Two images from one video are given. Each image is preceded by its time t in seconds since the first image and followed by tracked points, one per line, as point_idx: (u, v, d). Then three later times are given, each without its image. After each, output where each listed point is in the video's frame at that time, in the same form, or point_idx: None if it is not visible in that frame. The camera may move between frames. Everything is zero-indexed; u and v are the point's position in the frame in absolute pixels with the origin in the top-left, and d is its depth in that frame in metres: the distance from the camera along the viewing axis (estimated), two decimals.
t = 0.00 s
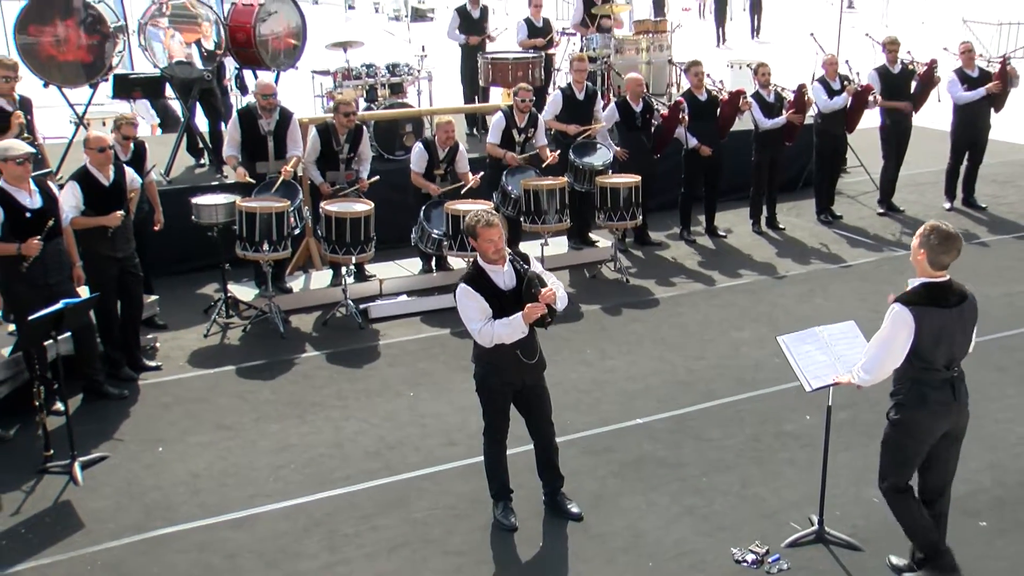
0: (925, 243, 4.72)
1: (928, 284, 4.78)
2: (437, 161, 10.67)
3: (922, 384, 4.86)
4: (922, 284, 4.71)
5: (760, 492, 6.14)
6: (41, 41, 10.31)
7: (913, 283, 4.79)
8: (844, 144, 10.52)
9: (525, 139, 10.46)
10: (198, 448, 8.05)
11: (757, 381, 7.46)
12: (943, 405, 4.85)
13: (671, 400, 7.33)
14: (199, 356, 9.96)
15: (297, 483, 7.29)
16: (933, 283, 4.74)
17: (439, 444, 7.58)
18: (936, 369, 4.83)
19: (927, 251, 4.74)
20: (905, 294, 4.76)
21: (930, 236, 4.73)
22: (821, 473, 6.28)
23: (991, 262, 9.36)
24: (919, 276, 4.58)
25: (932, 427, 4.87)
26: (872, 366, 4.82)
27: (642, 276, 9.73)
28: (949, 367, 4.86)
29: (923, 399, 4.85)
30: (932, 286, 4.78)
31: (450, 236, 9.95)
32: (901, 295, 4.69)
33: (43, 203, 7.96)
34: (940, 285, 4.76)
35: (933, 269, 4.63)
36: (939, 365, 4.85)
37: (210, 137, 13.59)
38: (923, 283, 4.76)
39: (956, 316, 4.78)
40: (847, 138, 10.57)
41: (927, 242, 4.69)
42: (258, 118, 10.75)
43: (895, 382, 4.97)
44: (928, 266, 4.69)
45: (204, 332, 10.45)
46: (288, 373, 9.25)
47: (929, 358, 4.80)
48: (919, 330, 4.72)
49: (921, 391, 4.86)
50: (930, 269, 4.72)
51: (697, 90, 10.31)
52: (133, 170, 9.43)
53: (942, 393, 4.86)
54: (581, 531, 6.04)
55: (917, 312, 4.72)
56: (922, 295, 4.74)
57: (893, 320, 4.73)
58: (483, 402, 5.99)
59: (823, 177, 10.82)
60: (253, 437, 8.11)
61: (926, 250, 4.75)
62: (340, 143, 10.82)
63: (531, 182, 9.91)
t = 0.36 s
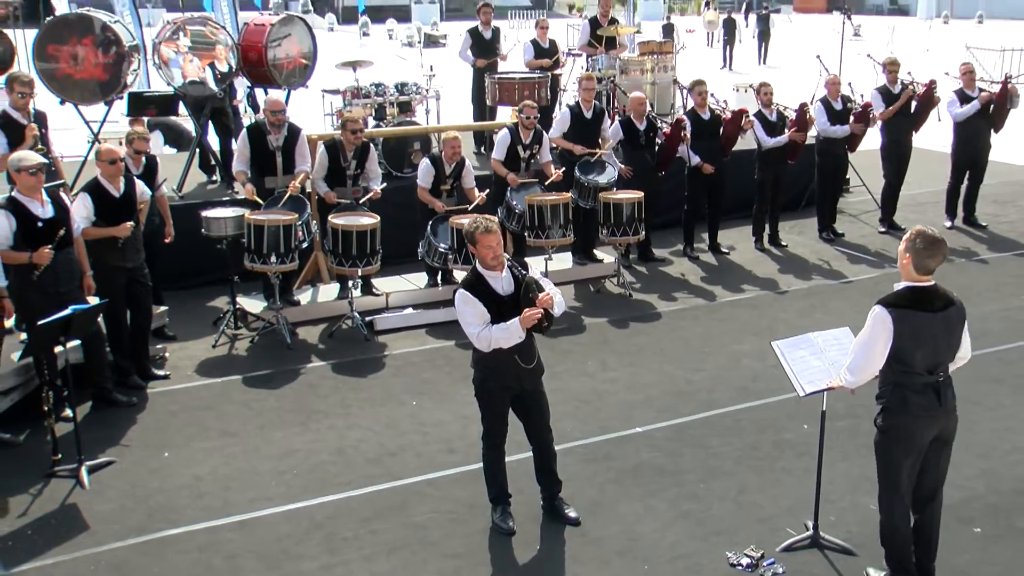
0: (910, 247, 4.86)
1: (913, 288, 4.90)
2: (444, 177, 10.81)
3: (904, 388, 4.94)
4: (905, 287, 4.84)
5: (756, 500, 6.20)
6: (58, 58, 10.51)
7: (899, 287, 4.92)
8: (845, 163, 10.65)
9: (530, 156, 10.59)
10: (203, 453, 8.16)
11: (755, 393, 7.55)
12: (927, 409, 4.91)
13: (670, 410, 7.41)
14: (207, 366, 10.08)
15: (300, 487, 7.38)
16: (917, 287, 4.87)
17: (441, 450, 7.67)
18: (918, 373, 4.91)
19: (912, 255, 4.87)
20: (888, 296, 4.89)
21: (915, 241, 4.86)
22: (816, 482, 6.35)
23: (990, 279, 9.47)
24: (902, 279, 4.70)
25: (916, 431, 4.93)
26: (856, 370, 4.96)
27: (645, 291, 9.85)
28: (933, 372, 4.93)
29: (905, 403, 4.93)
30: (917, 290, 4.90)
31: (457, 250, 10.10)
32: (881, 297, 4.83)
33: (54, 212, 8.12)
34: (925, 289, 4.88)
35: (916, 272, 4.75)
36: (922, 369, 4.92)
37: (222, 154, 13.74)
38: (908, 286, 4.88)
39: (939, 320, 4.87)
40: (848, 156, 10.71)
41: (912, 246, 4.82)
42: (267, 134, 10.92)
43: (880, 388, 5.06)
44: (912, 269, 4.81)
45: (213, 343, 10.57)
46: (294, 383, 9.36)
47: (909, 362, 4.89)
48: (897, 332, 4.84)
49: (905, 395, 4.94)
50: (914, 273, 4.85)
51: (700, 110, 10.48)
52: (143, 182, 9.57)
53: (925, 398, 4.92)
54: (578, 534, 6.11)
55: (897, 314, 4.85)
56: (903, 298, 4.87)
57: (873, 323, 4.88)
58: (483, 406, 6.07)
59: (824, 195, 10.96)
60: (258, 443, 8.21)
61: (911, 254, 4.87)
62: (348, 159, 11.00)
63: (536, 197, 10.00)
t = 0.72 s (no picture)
0: (902, 254, 4.93)
1: (905, 296, 4.96)
2: (450, 193, 10.97)
3: (897, 395, 4.99)
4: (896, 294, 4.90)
5: (753, 507, 6.27)
6: (75, 74, 10.77)
7: (892, 294, 4.98)
8: (846, 181, 10.81)
9: (534, 172, 10.73)
10: (209, 459, 8.26)
11: (754, 404, 7.63)
12: (920, 415, 4.96)
13: (670, 420, 7.50)
14: (215, 375, 10.19)
15: (303, 492, 7.47)
16: (909, 294, 4.93)
17: (443, 458, 7.77)
18: (911, 380, 4.96)
19: (904, 262, 4.94)
20: (881, 303, 4.95)
21: (906, 248, 4.93)
22: (812, 490, 6.41)
23: (990, 295, 9.59)
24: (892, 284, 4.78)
25: (908, 437, 4.97)
26: (850, 376, 5.01)
27: (648, 305, 9.97)
28: (926, 379, 4.98)
29: (898, 410, 4.98)
30: (909, 297, 4.97)
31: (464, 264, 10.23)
32: (874, 303, 4.89)
33: (66, 222, 8.28)
34: (917, 296, 4.95)
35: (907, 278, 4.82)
36: (914, 376, 4.97)
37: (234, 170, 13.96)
38: (900, 293, 4.95)
39: (931, 328, 4.93)
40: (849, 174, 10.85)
41: (903, 253, 4.90)
42: (277, 149, 11.09)
43: (873, 394, 5.11)
44: (904, 275, 4.88)
45: (222, 353, 10.70)
46: (300, 392, 9.48)
47: (902, 368, 4.94)
48: (891, 339, 4.89)
49: (897, 401, 4.99)
50: (906, 279, 4.91)
51: (703, 128, 10.53)
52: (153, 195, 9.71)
53: (918, 405, 4.97)
54: (576, 538, 6.19)
55: (890, 321, 4.90)
56: (895, 305, 4.93)
57: (867, 330, 4.93)
58: (481, 411, 6.16)
59: (825, 213, 11.13)
60: (263, 450, 8.31)
61: (902, 261, 4.95)
62: (355, 174, 11.18)
63: (540, 213, 10.10)
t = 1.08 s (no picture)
0: (897, 258, 5.04)
1: (903, 300, 5.06)
2: (456, 209, 11.12)
3: (901, 397, 5.06)
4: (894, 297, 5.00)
5: (750, 514, 6.34)
6: (92, 92, 10.95)
7: (889, 298, 5.08)
8: (848, 199, 10.96)
9: (540, 188, 10.88)
10: (216, 465, 8.37)
11: (753, 415, 7.72)
12: (923, 417, 5.05)
13: (670, 430, 7.58)
14: (224, 385, 10.31)
15: (307, 497, 7.57)
16: (906, 297, 5.03)
17: (446, 465, 7.87)
18: (914, 382, 5.04)
19: (900, 266, 5.04)
20: (880, 307, 5.04)
21: (901, 253, 5.05)
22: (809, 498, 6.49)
23: (990, 311, 9.70)
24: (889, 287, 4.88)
25: (912, 438, 5.05)
26: (850, 380, 5.09)
27: (652, 319, 10.09)
28: (928, 381, 5.07)
29: (902, 412, 5.05)
30: (907, 302, 5.06)
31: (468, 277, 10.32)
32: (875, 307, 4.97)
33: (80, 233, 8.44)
34: (914, 300, 5.04)
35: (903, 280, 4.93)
36: (917, 378, 5.06)
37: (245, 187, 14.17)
38: (898, 297, 5.04)
39: (932, 330, 5.02)
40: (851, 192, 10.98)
41: (899, 257, 5.01)
42: (286, 165, 11.26)
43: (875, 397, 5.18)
44: (900, 278, 4.98)
45: (232, 364, 10.83)
46: (306, 402, 9.60)
47: (905, 371, 5.02)
48: (894, 342, 4.97)
49: (900, 403, 5.06)
50: (902, 283, 5.01)
51: (705, 145, 10.74)
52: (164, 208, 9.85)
53: (921, 406, 5.05)
54: (575, 542, 6.27)
55: (891, 324, 4.99)
56: (894, 309, 5.02)
57: (867, 334, 5.01)
58: (482, 416, 6.24)
59: (828, 231, 11.26)
60: (268, 457, 8.41)
61: (898, 265, 5.06)
62: (363, 190, 11.34)
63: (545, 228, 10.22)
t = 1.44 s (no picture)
0: (890, 265, 5.16)
1: (896, 306, 5.17)
2: (462, 223, 11.27)
3: (894, 402, 5.17)
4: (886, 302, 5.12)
5: (748, 520, 6.43)
6: (109, 110, 11.14)
7: (882, 304, 5.19)
8: (850, 216, 11.11)
9: (545, 204, 11.03)
10: (222, 471, 8.49)
11: (753, 426, 7.82)
12: (917, 422, 5.15)
13: (671, 439, 7.68)
14: (233, 395, 10.44)
15: (312, 502, 7.67)
16: (899, 303, 5.14)
17: (450, 472, 7.97)
18: (907, 388, 5.15)
19: (893, 272, 5.17)
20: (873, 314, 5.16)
21: (894, 260, 5.17)
22: (807, 505, 6.57)
23: (990, 326, 9.80)
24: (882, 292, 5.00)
25: (905, 443, 5.16)
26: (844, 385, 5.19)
27: (656, 333, 10.22)
28: (920, 387, 5.18)
29: (895, 417, 5.16)
30: (899, 308, 5.18)
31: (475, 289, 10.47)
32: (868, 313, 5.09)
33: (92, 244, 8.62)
34: (907, 306, 5.16)
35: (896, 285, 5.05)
36: (910, 384, 5.16)
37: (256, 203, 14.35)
38: (891, 302, 5.15)
39: (923, 337, 5.14)
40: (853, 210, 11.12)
41: (891, 263, 5.13)
42: (296, 179, 11.46)
43: (868, 403, 5.28)
44: (893, 284, 5.10)
45: (241, 374, 10.97)
46: (313, 411, 9.72)
47: (898, 376, 5.13)
48: (887, 349, 5.09)
49: (894, 409, 5.17)
50: (895, 289, 5.13)
51: (709, 163, 10.88)
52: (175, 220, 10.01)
53: (915, 411, 5.16)
54: (574, 546, 6.36)
55: (884, 330, 5.11)
56: (886, 315, 5.14)
57: (861, 340, 5.12)
58: (483, 421, 6.35)
59: (830, 248, 11.39)
60: (273, 464, 8.52)
61: (891, 272, 5.18)
62: (371, 204, 11.51)
63: (550, 242, 10.37)
